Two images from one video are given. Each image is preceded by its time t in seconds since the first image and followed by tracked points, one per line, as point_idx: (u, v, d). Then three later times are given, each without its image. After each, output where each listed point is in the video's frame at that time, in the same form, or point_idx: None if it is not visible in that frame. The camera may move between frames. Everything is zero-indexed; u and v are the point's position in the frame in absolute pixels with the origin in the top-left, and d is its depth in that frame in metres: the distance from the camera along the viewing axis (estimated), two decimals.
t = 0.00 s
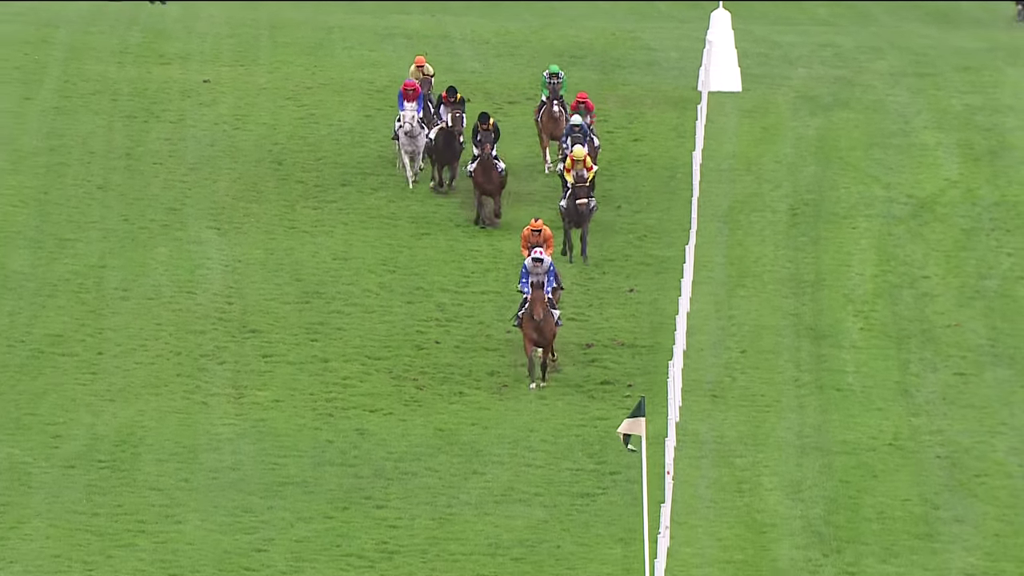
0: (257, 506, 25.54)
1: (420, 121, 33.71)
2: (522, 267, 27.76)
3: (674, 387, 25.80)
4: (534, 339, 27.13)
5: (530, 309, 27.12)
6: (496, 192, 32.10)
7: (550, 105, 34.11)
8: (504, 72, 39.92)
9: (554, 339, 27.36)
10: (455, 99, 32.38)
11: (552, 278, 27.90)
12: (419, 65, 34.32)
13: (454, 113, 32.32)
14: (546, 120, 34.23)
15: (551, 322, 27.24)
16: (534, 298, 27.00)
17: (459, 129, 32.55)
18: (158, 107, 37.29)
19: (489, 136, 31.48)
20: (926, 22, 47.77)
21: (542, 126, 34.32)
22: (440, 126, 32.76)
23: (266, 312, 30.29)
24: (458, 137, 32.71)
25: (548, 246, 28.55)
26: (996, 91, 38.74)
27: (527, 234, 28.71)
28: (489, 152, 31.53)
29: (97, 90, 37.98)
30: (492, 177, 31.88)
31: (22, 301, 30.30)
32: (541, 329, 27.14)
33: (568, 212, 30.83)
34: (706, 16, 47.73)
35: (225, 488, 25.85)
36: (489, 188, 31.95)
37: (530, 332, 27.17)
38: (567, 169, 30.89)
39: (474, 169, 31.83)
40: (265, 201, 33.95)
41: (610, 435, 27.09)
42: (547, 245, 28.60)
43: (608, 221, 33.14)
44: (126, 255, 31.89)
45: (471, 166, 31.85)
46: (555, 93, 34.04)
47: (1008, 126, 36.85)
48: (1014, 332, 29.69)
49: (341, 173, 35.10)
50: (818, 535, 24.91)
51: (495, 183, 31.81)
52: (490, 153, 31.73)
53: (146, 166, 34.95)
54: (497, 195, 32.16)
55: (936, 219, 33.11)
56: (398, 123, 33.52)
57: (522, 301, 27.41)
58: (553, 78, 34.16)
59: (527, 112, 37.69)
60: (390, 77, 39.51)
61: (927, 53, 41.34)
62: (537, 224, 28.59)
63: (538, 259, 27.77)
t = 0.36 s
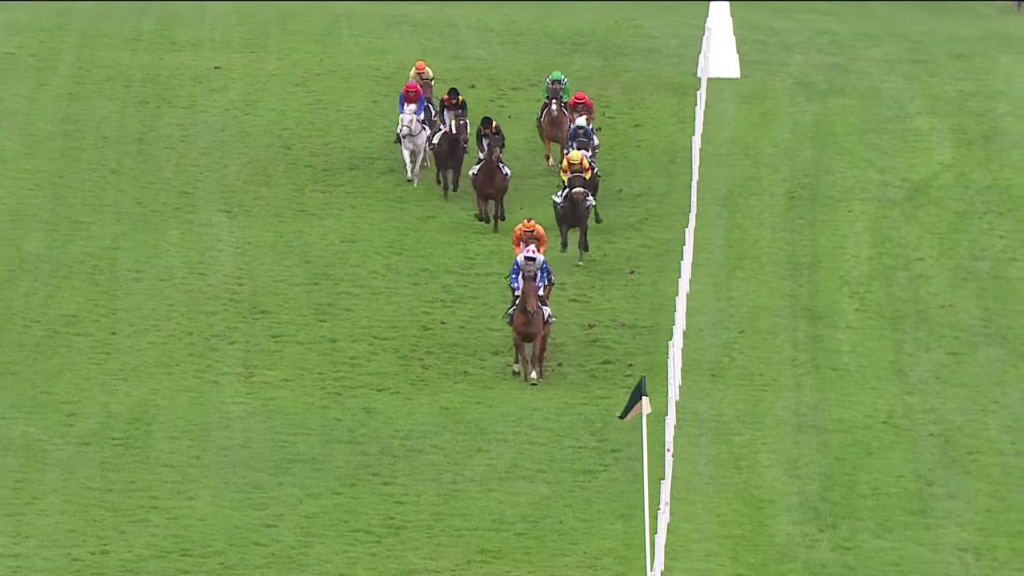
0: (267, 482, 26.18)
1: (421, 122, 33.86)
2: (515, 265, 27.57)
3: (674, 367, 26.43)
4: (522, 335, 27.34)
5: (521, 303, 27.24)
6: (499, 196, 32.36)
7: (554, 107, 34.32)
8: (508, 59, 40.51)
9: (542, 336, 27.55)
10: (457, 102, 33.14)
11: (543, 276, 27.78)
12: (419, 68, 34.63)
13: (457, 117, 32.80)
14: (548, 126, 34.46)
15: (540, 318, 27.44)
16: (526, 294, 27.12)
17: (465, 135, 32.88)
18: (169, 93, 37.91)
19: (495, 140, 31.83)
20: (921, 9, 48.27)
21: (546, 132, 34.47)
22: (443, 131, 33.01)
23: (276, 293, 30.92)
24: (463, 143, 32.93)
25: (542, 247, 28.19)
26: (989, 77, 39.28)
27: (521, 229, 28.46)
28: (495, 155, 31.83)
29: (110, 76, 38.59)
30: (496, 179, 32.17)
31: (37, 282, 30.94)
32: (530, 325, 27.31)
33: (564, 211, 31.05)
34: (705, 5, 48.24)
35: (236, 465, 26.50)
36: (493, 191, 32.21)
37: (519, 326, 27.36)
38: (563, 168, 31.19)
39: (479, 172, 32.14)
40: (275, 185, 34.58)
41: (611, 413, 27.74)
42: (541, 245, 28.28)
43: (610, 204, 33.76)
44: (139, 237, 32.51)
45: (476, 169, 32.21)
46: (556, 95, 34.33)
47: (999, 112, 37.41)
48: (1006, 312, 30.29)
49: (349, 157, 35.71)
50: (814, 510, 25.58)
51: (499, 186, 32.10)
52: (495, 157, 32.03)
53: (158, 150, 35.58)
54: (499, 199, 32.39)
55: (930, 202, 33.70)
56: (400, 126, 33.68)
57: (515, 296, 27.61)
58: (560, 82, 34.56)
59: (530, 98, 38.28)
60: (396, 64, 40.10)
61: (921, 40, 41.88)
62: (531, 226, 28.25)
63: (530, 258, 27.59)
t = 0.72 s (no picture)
0: (276, 460, 26.83)
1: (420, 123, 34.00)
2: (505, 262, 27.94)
3: (673, 347, 27.08)
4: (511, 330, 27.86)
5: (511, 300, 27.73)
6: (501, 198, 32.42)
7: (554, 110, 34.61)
8: (511, 46, 41.11)
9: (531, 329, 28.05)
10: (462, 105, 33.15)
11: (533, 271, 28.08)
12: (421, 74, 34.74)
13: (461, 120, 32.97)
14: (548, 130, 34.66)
15: (529, 313, 27.89)
16: (516, 291, 27.54)
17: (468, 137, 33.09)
18: (180, 79, 38.54)
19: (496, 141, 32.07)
20: None
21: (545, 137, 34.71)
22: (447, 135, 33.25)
23: (284, 276, 31.56)
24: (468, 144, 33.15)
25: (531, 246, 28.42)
26: (980, 64, 39.85)
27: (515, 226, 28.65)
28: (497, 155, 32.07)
29: (122, 63, 39.21)
30: (498, 182, 32.24)
31: (51, 265, 31.59)
32: (519, 321, 27.80)
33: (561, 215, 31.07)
34: None
35: (245, 443, 27.15)
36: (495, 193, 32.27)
37: (508, 323, 27.86)
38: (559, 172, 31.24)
39: (482, 173, 32.27)
40: (283, 170, 35.21)
41: (611, 393, 28.40)
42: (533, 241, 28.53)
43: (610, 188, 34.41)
44: (151, 221, 33.15)
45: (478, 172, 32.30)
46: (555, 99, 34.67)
47: (991, 99, 38.01)
48: (997, 294, 30.91)
49: (355, 143, 36.34)
50: (810, 486, 26.24)
51: (501, 187, 32.16)
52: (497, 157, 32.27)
53: (169, 135, 36.21)
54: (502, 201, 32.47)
55: (923, 186, 34.31)
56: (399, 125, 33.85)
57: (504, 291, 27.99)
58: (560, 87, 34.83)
59: (533, 85, 38.88)
60: (402, 51, 40.70)
61: (916, 27, 42.45)
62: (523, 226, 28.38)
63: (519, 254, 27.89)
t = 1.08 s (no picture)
0: (286, 438, 27.54)
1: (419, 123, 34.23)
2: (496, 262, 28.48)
3: (673, 328, 27.77)
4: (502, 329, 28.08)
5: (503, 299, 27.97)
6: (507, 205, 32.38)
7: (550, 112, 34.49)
8: (515, 35, 41.74)
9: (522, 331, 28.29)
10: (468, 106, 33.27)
11: (523, 271, 28.55)
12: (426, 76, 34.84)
13: (465, 119, 33.13)
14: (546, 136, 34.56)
15: (520, 314, 28.11)
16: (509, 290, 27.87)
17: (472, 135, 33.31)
18: (192, 67, 39.21)
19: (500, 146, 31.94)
20: None
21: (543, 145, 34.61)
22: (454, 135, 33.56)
23: (294, 259, 32.26)
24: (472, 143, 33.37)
25: (525, 246, 29.27)
26: (973, 52, 40.47)
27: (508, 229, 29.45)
28: (501, 162, 31.99)
29: (136, 50, 39.87)
30: (502, 187, 32.22)
31: (67, 248, 32.30)
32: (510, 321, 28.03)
33: (555, 220, 31.18)
34: None
35: (256, 422, 27.86)
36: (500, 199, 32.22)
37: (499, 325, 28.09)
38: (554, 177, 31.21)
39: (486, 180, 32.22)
40: (293, 155, 35.89)
41: (613, 374, 29.11)
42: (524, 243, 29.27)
43: (611, 174, 35.09)
44: (164, 205, 33.83)
45: (483, 178, 32.27)
46: (554, 101, 34.63)
47: (983, 85, 38.66)
48: (989, 277, 31.59)
49: (363, 129, 37.00)
50: (806, 464, 26.93)
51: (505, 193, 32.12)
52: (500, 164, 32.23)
53: (181, 121, 36.89)
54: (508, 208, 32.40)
55: (917, 171, 34.97)
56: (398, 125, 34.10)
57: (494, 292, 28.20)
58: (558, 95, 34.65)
59: (536, 72, 39.52)
60: (408, 39, 41.33)
61: (911, 15, 43.08)
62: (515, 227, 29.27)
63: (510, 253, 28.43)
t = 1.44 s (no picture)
0: (300, 422, 28.27)
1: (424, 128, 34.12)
2: (495, 270, 28.31)
3: (677, 315, 28.46)
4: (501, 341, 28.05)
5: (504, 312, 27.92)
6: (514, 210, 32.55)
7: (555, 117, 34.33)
8: (523, 28, 42.41)
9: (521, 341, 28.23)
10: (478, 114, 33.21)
11: (523, 281, 28.39)
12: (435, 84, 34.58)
13: (475, 127, 33.26)
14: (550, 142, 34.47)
15: (519, 324, 28.06)
16: (510, 304, 27.80)
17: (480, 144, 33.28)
18: (208, 60, 39.91)
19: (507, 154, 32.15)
20: None
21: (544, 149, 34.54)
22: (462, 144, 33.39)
23: (308, 247, 32.97)
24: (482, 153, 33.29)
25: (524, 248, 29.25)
26: (970, 45, 41.10)
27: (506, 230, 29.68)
28: (506, 169, 32.13)
29: (154, 43, 40.57)
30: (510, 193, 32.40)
31: (87, 236, 33.06)
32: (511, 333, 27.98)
33: (550, 224, 31.37)
34: None
35: (271, 405, 28.59)
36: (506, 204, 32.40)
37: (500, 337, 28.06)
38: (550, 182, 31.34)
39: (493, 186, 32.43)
40: (306, 146, 36.59)
41: (618, 360, 29.81)
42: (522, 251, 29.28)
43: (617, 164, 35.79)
44: (181, 194, 34.54)
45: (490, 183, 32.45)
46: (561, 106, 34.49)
47: (980, 77, 39.30)
48: (986, 264, 32.27)
49: (375, 120, 37.68)
50: (807, 447, 27.63)
51: (512, 198, 32.31)
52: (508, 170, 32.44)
53: (198, 113, 37.60)
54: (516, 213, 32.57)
55: (915, 162, 35.65)
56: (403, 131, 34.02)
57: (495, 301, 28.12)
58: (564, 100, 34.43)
59: (544, 65, 40.18)
60: (420, 33, 41.99)
61: (910, 9, 43.74)
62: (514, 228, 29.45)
63: (509, 261, 28.23)
